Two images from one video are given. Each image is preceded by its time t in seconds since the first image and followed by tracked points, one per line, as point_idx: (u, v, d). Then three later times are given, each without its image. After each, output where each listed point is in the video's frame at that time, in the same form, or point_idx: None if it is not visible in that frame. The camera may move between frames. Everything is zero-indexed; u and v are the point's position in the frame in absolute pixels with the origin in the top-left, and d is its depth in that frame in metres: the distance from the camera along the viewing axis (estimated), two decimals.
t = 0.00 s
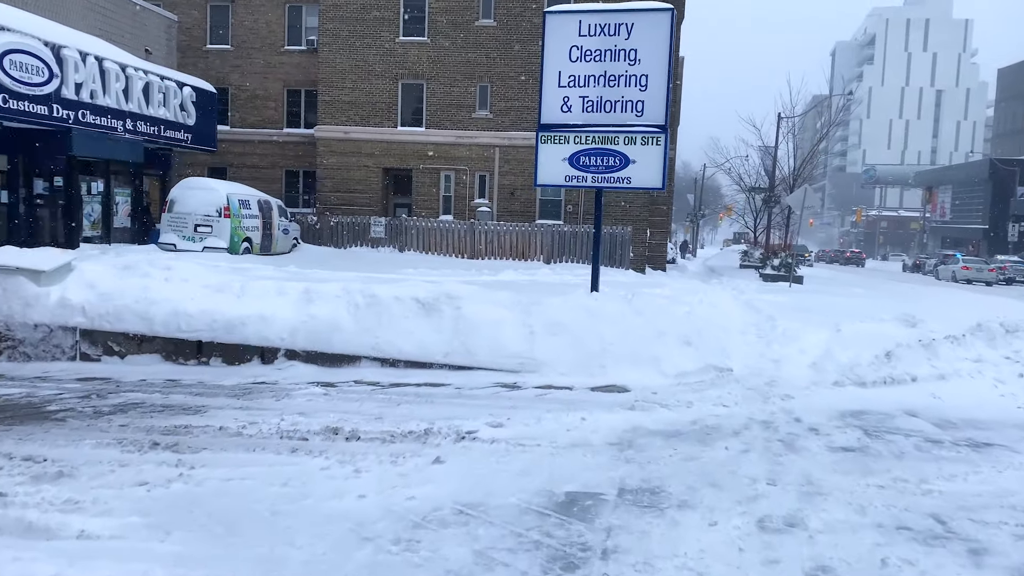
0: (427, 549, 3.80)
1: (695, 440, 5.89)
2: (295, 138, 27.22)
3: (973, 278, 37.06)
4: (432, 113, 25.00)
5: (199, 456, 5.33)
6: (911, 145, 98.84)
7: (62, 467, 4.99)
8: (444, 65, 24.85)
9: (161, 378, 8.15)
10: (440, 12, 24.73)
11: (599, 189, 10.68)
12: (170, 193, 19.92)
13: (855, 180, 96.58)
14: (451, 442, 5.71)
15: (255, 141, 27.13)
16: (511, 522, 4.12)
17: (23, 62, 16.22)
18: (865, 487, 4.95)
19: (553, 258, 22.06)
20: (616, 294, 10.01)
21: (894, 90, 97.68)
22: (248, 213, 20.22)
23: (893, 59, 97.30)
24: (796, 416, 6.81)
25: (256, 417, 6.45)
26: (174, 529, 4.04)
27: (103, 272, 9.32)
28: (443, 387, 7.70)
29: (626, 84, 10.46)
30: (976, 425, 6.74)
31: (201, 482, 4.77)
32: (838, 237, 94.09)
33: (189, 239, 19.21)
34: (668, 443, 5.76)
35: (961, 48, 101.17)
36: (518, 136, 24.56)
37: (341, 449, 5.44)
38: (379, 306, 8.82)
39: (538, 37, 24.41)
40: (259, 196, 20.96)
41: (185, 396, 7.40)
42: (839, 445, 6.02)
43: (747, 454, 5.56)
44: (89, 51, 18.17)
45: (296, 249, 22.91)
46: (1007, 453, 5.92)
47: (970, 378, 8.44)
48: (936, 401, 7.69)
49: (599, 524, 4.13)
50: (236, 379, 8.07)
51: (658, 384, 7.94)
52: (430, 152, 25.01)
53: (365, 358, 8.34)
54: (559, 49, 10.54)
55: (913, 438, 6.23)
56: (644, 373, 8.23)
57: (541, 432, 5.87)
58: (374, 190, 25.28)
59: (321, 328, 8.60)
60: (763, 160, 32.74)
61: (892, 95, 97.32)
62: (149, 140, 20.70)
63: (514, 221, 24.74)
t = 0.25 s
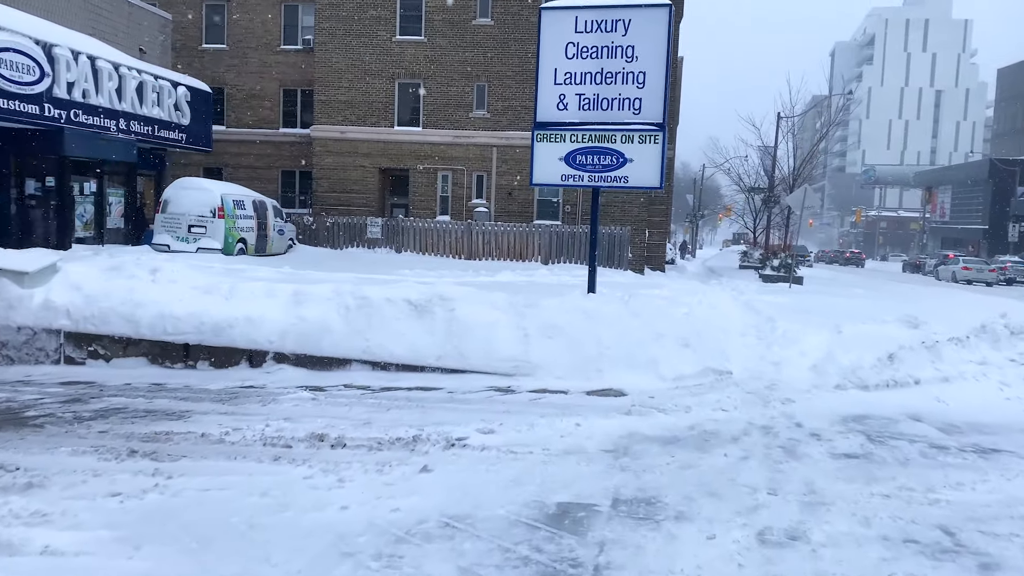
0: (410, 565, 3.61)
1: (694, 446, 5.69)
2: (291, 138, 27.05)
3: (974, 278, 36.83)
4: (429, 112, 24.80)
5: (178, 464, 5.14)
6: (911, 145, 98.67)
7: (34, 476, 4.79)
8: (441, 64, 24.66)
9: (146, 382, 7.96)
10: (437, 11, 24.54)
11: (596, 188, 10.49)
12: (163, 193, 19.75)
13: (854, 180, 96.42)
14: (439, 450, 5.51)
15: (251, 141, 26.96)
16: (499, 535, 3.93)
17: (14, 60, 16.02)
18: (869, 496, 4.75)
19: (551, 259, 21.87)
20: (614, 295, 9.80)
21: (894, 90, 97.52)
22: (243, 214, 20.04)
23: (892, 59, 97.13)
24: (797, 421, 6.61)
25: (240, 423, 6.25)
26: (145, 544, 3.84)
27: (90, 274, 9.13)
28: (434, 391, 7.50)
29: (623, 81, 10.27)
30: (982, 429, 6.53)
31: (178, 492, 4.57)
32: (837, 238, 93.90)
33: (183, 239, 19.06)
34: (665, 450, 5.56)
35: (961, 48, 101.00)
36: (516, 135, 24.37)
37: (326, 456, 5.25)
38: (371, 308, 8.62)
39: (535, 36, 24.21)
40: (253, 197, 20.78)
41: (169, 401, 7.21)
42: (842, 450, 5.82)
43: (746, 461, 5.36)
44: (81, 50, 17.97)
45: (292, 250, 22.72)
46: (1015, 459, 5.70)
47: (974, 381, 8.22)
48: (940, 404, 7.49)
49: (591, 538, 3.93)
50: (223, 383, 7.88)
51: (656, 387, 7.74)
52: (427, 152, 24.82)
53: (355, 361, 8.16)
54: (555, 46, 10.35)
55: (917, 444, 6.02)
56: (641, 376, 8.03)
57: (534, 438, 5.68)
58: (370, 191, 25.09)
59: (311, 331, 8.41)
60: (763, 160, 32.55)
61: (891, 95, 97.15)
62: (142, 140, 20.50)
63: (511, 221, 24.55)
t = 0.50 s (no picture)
0: None
1: (689, 454, 5.50)
2: (286, 138, 26.86)
3: (972, 278, 36.67)
4: (424, 112, 24.60)
5: (152, 474, 4.94)
6: (909, 145, 98.53)
7: None
8: (437, 63, 24.46)
9: (128, 386, 7.75)
10: (433, 10, 24.33)
11: (591, 188, 10.29)
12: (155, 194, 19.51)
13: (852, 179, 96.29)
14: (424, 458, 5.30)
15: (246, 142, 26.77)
16: (481, 552, 3.73)
17: (2, 59, 15.79)
18: (870, 506, 4.55)
19: (547, 260, 21.68)
20: (610, 297, 9.60)
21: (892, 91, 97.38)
22: (236, 214, 19.84)
23: (890, 59, 97.03)
24: (795, 426, 6.41)
25: (220, 430, 6.05)
26: (108, 561, 3.65)
27: (72, 275, 8.92)
28: (424, 396, 7.31)
29: (618, 79, 10.07)
30: (986, 435, 6.32)
31: (147, 505, 4.37)
32: (836, 238, 93.83)
33: (175, 240, 18.78)
34: (659, 459, 5.36)
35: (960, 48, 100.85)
36: (512, 135, 24.18)
37: (306, 466, 5.04)
38: (359, 311, 8.43)
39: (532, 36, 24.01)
40: (247, 197, 20.59)
41: (150, 406, 7.00)
42: (841, 456, 5.62)
43: (743, 470, 5.16)
44: (71, 49, 17.76)
45: (286, 251, 22.55)
46: (1022, 466, 5.49)
47: (976, 384, 8.04)
48: (941, 408, 7.30)
49: (578, 555, 3.74)
50: (206, 388, 7.67)
51: (651, 392, 7.54)
52: (423, 152, 24.61)
53: (344, 365, 7.97)
54: (549, 43, 10.16)
55: (920, 450, 5.82)
56: (636, 380, 7.83)
57: (523, 446, 5.48)
58: (366, 191, 24.89)
59: (298, 334, 8.23)
60: (761, 159, 32.36)
61: (890, 96, 97.04)
62: (134, 139, 20.28)
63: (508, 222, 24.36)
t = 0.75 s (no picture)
0: None
1: (680, 460, 5.29)
2: (279, 137, 26.67)
3: (968, 277, 36.52)
4: (418, 110, 24.38)
5: (119, 483, 4.73)
6: (906, 145, 98.46)
7: None
8: (431, 61, 24.25)
9: (105, 390, 7.54)
10: (426, 8, 24.11)
11: (583, 185, 10.08)
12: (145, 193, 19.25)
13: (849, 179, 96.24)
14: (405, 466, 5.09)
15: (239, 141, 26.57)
16: (458, 569, 3.53)
17: None
18: (868, 516, 4.35)
19: (542, 259, 21.49)
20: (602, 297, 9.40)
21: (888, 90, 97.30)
22: (227, 214, 19.63)
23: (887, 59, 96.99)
24: (790, 430, 6.21)
25: (196, 436, 5.84)
26: None
27: (50, 275, 8.70)
28: (409, 399, 7.10)
29: (610, 75, 9.87)
30: (988, 439, 6.11)
31: (110, 517, 4.15)
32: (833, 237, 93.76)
33: (165, 241, 18.53)
34: (649, 465, 5.15)
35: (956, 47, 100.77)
36: (506, 134, 23.98)
37: (280, 474, 4.84)
38: (344, 311, 8.23)
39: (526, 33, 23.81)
40: (238, 196, 20.36)
41: (126, 410, 6.79)
42: (839, 462, 5.41)
43: (736, 477, 4.96)
44: (59, 46, 17.51)
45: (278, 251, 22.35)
46: None
47: (976, 386, 7.84)
48: (940, 410, 7.10)
49: (560, 570, 3.53)
50: (186, 391, 7.47)
51: (643, 395, 7.34)
52: (416, 151, 24.39)
53: (327, 367, 7.76)
54: (540, 38, 9.95)
55: (919, 454, 5.61)
56: (628, 383, 7.63)
57: (508, 452, 5.27)
58: (359, 190, 24.67)
59: (281, 335, 8.02)
60: (758, 158, 32.18)
61: (886, 95, 96.98)
62: (124, 138, 20.03)
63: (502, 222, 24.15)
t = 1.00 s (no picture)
0: None
1: (669, 464, 5.06)
2: (269, 134, 26.40)
3: (962, 275, 36.42)
4: (409, 107, 24.11)
5: (78, 490, 4.48)
6: (900, 143, 98.50)
7: None
8: (421, 57, 23.97)
9: (76, 391, 7.27)
10: (417, 3, 23.83)
11: (573, 180, 9.84)
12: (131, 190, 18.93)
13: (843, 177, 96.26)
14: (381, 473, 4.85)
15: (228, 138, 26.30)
16: None
17: None
18: (865, 523, 4.12)
19: (534, 257, 21.26)
20: (592, 294, 9.17)
21: (882, 89, 97.29)
22: (214, 211, 19.34)
23: (881, 57, 96.97)
24: (784, 431, 5.99)
25: (165, 439, 5.59)
26: None
27: (21, 273, 8.42)
28: (390, 400, 6.86)
29: (600, 67, 9.64)
30: (988, 439, 5.90)
31: (62, 528, 3.90)
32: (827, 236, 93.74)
33: (151, 238, 18.24)
34: (636, 469, 4.92)
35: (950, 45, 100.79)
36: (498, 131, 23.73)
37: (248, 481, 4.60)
38: (325, 310, 7.99)
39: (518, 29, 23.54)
40: (226, 193, 20.08)
41: (96, 412, 6.53)
42: (835, 465, 5.18)
43: (728, 482, 4.73)
44: (42, 41, 17.19)
45: (267, 249, 22.10)
46: None
47: (975, 385, 7.63)
48: (939, 410, 6.88)
49: None
50: (160, 392, 7.21)
51: (632, 394, 7.11)
52: (407, 148, 24.12)
53: (307, 367, 7.53)
54: (528, 29, 9.71)
55: (918, 456, 5.39)
56: (618, 382, 7.40)
57: (489, 456, 5.04)
58: (349, 187, 24.40)
59: (260, 335, 7.78)
60: (752, 156, 31.99)
61: (880, 93, 96.98)
62: (110, 135, 19.71)
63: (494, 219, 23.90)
